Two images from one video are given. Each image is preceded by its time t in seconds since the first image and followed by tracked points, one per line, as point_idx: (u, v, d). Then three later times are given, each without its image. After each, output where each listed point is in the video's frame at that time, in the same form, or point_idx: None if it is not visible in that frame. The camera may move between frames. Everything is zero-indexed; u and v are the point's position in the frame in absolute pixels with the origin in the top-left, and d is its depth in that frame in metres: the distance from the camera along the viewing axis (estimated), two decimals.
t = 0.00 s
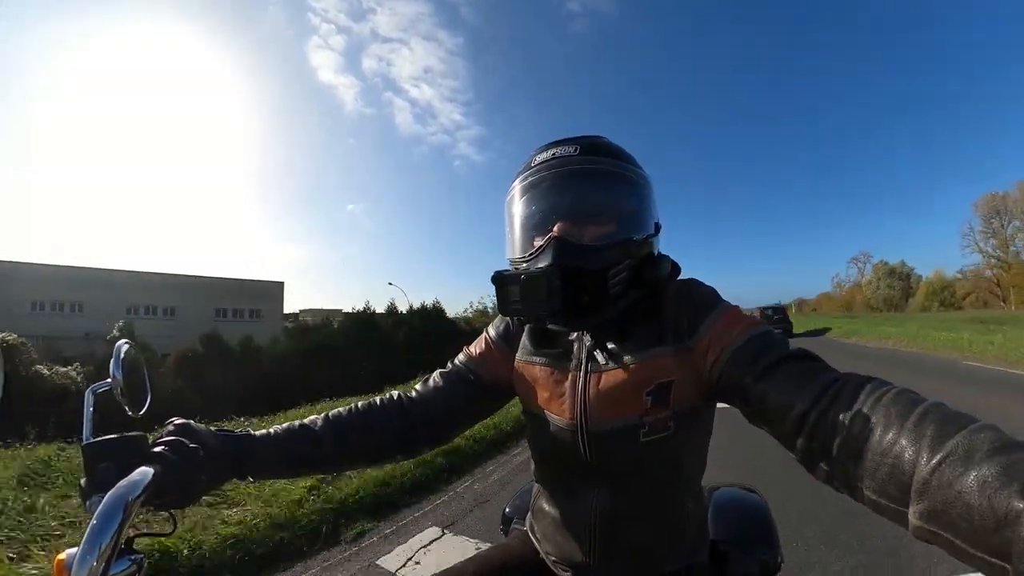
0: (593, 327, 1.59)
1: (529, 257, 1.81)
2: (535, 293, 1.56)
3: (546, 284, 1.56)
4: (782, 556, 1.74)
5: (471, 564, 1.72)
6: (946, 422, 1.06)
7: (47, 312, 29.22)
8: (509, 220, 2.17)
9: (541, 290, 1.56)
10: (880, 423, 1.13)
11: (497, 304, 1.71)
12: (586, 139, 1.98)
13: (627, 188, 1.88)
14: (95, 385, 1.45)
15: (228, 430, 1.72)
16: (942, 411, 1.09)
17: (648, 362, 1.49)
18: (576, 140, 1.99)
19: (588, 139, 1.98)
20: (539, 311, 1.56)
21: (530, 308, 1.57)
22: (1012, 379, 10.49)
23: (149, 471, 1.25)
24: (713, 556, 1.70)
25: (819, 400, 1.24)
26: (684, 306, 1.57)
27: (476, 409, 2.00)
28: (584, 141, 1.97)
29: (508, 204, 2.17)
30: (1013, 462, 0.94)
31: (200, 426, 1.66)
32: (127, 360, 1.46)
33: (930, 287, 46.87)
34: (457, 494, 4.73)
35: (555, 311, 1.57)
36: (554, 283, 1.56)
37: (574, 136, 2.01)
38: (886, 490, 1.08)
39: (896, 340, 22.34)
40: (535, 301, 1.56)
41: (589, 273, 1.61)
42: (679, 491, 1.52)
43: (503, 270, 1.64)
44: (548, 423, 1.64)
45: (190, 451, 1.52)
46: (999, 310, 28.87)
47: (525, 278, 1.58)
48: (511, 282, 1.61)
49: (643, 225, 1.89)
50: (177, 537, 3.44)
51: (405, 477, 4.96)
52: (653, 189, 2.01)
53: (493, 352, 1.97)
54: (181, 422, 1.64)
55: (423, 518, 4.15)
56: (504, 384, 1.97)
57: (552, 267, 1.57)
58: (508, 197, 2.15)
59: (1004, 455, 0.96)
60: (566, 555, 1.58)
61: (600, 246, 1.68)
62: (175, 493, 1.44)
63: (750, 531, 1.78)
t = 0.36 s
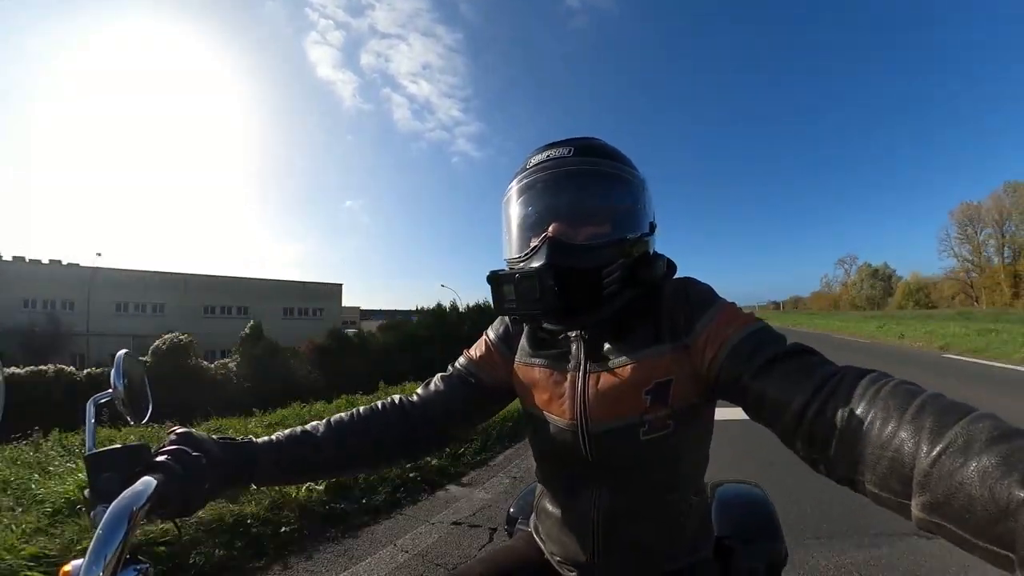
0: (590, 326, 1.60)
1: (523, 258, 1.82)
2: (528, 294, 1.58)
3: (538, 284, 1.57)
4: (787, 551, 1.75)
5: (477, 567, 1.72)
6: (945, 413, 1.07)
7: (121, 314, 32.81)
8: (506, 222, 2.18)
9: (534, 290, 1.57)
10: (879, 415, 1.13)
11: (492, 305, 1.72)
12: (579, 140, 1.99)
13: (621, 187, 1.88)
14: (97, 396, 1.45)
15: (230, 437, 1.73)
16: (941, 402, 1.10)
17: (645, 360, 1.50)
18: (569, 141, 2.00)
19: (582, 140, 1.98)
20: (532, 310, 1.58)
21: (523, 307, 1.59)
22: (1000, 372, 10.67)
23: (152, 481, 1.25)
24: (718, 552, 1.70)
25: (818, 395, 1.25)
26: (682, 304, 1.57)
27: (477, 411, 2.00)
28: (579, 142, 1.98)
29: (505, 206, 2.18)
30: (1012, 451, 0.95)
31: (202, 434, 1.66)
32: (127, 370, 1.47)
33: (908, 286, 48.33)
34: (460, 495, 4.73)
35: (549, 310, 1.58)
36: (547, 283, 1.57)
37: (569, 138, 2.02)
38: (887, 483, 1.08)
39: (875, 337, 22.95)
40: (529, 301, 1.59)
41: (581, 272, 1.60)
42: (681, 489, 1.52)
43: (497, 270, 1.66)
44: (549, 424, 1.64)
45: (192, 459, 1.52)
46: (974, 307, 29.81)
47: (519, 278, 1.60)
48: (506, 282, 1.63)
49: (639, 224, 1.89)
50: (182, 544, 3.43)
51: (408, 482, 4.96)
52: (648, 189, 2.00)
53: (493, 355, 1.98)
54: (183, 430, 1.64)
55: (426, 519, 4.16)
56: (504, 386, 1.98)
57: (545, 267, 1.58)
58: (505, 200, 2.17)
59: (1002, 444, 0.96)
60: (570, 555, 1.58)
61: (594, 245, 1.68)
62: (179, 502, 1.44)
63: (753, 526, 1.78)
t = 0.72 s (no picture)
0: (585, 329, 1.60)
1: (516, 263, 1.82)
2: (520, 300, 1.59)
3: (528, 291, 1.57)
4: (792, 551, 1.74)
5: (480, 570, 1.72)
6: (951, 408, 1.06)
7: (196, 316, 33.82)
8: (500, 226, 2.18)
9: (525, 298, 1.58)
10: (885, 411, 1.12)
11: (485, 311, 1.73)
12: (569, 141, 1.99)
13: (613, 188, 1.88)
14: (98, 404, 1.44)
15: (232, 444, 1.72)
16: (948, 397, 1.09)
17: (643, 362, 1.49)
18: (560, 143, 2.00)
19: (571, 141, 1.98)
20: (524, 317, 1.58)
21: (516, 313, 1.59)
22: (987, 367, 10.87)
23: (154, 488, 1.25)
24: (723, 552, 1.69)
25: (821, 393, 1.24)
26: (679, 305, 1.56)
27: (476, 415, 2.00)
28: (570, 143, 1.98)
29: (499, 210, 2.17)
30: (1019, 446, 0.94)
31: (204, 440, 1.66)
32: (128, 376, 1.46)
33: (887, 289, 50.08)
34: (463, 498, 4.72)
35: (540, 316, 1.57)
36: (537, 290, 1.57)
37: (561, 139, 2.02)
38: (895, 480, 1.07)
39: (860, 336, 23.56)
40: (520, 308, 1.59)
41: (572, 276, 1.59)
42: (682, 490, 1.51)
43: (488, 277, 1.66)
44: (548, 426, 1.64)
45: (195, 466, 1.52)
46: (963, 307, 30.28)
47: (509, 285, 1.60)
48: (497, 289, 1.63)
49: (633, 224, 1.88)
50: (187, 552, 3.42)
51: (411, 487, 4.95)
52: (641, 188, 1.99)
53: (490, 359, 1.97)
54: (186, 437, 1.63)
55: (428, 523, 4.16)
56: (503, 390, 1.97)
57: (534, 274, 1.58)
58: (498, 203, 2.17)
59: (1010, 439, 0.95)
60: (573, 557, 1.58)
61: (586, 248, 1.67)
62: (182, 509, 1.43)
63: (758, 525, 1.77)
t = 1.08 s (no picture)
0: (587, 327, 1.60)
1: (518, 262, 1.82)
2: (523, 299, 1.59)
3: (532, 292, 1.58)
4: (791, 549, 1.74)
5: (480, 568, 1.72)
6: (946, 405, 1.07)
7: (264, 316, 34.58)
8: (501, 225, 2.18)
9: (529, 297, 1.58)
10: (880, 408, 1.13)
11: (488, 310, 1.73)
12: (569, 141, 1.99)
13: (612, 186, 1.88)
14: (98, 403, 1.45)
15: (234, 443, 1.73)
16: (943, 395, 1.09)
17: (644, 360, 1.49)
18: (560, 143, 2.00)
19: (571, 141, 1.99)
20: (527, 315, 1.58)
21: (518, 312, 1.60)
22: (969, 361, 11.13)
23: (155, 487, 1.25)
24: (723, 550, 1.70)
25: (817, 390, 1.24)
26: (678, 303, 1.57)
27: (477, 413, 2.00)
28: (570, 143, 1.98)
29: (500, 209, 2.18)
30: (1015, 445, 0.94)
31: (206, 440, 1.66)
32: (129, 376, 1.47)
33: (871, 290, 51.55)
34: (463, 495, 4.72)
35: (543, 315, 1.57)
36: (540, 289, 1.58)
37: (560, 139, 2.02)
38: (890, 478, 1.08)
39: (843, 334, 24.23)
40: (523, 307, 1.59)
41: (574, 274, 1.59)
42: (682, 487, 1.51)
43: (492, 276, 1.66)
44: (548, 424, 1.65)
45: (196, 465, 1.52)
46: (955, 308, 30.66)
47: (513, 284, 1.60)
48: (500, 288, 1.63)
49: (633, 223, 1.88)
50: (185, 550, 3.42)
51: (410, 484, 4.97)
52: (640, 187, 2.00)
53: (491, 357, 1.98)
54: (187, 436, 1.64)
55: (428, 520, 4.16)
56: (504, 387, 1.97)
57: (537, 274, 1.59)
58: (499, 203, 2.17)
59: (1005, 437, 0.96)
60: (574, 555, 1.58)
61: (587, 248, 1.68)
62: (183, 508, 1.43)
63: (757, 523, 1.78)
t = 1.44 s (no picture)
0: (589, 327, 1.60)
1: (521, 261, 1.82)
2: (524, 299, 1.59)
3: (533, 291, 1.57)
4: (791, 549, 1.75)
5: (480, 568, 1.72)
6: (947, 406, 1.07)
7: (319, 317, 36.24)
8: (504, 224, 2.18)
9: (530, 296, 1.57)
10: (881, 409, 1.13)
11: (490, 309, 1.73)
12: (573, 140, 1.99)
13: (615, 186, 1.88)
14: (98, 403, 1.45)
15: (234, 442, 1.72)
16: (943, 396, 1.09)
17: (646, 360, 1.49)
18: (564, 142, 2.00)
19: (575, 140, 1.99)
20: (529, 315, 1.58)
21: (520, 311, 1.60)
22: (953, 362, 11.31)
23: (155, 486, 1.25)
24: (723, 551, 1.69)
25: (819, 391, 1.24)
26: (680, 304, 1.57)
27: (477, 413, 2.00)
28: (573, 143, 1.98)
29: (502, 207, 2.18)
30: (1016, 446, 0.94)
31: (205, 439, 1.66)
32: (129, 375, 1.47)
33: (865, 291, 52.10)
34: (462, 495, 4.72)
35: (545, 315, 1.57)
36: (542, 289, 1.56)
37: (564, 139, 2.02)
38: (890, 478, 1.08)
39: (828, 334, 24.75)
40: (525, 307, 1.59)
41: (576, 274, 1.59)
42: (683, 487, 1.51)
43: (493, 275, 1.66)
44: (549, 423, 1.65)
45: (196, 464, 1.52)
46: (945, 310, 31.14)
47: (514, 284, 1.59)
48: (502, 287, 1.63)
49: (635, 224, 1.88)
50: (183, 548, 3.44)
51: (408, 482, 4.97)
52: (643, 187, 1.99)
53: (493, 356, 1.97)
54: (187, 436, 1.64)
55: (427, 519, 4.16)
56: (505, 387, 1.97)
57: (539, 273, 1.58)
58: (501, 202, 2.17)
59: (1006, 438, 0.96)
60: (574, 555, 1.58)
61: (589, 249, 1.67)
62: (184, 507, 1.44)
63: (757, 523, 1.78)
